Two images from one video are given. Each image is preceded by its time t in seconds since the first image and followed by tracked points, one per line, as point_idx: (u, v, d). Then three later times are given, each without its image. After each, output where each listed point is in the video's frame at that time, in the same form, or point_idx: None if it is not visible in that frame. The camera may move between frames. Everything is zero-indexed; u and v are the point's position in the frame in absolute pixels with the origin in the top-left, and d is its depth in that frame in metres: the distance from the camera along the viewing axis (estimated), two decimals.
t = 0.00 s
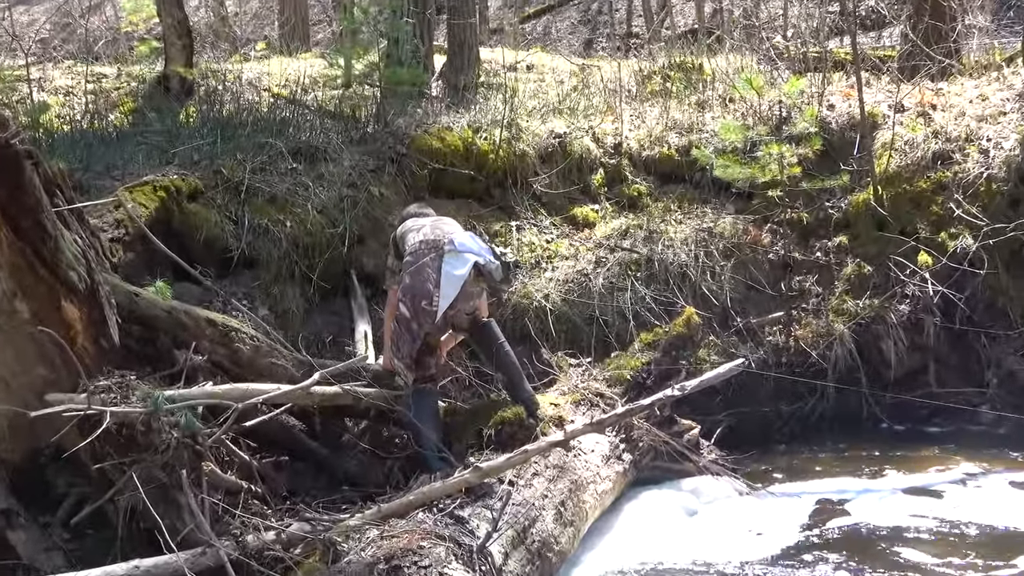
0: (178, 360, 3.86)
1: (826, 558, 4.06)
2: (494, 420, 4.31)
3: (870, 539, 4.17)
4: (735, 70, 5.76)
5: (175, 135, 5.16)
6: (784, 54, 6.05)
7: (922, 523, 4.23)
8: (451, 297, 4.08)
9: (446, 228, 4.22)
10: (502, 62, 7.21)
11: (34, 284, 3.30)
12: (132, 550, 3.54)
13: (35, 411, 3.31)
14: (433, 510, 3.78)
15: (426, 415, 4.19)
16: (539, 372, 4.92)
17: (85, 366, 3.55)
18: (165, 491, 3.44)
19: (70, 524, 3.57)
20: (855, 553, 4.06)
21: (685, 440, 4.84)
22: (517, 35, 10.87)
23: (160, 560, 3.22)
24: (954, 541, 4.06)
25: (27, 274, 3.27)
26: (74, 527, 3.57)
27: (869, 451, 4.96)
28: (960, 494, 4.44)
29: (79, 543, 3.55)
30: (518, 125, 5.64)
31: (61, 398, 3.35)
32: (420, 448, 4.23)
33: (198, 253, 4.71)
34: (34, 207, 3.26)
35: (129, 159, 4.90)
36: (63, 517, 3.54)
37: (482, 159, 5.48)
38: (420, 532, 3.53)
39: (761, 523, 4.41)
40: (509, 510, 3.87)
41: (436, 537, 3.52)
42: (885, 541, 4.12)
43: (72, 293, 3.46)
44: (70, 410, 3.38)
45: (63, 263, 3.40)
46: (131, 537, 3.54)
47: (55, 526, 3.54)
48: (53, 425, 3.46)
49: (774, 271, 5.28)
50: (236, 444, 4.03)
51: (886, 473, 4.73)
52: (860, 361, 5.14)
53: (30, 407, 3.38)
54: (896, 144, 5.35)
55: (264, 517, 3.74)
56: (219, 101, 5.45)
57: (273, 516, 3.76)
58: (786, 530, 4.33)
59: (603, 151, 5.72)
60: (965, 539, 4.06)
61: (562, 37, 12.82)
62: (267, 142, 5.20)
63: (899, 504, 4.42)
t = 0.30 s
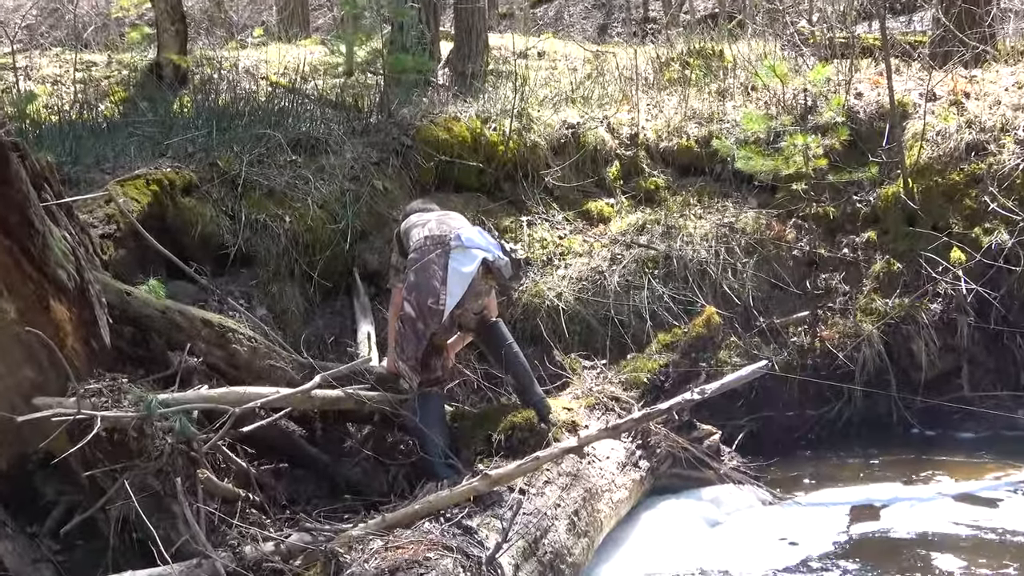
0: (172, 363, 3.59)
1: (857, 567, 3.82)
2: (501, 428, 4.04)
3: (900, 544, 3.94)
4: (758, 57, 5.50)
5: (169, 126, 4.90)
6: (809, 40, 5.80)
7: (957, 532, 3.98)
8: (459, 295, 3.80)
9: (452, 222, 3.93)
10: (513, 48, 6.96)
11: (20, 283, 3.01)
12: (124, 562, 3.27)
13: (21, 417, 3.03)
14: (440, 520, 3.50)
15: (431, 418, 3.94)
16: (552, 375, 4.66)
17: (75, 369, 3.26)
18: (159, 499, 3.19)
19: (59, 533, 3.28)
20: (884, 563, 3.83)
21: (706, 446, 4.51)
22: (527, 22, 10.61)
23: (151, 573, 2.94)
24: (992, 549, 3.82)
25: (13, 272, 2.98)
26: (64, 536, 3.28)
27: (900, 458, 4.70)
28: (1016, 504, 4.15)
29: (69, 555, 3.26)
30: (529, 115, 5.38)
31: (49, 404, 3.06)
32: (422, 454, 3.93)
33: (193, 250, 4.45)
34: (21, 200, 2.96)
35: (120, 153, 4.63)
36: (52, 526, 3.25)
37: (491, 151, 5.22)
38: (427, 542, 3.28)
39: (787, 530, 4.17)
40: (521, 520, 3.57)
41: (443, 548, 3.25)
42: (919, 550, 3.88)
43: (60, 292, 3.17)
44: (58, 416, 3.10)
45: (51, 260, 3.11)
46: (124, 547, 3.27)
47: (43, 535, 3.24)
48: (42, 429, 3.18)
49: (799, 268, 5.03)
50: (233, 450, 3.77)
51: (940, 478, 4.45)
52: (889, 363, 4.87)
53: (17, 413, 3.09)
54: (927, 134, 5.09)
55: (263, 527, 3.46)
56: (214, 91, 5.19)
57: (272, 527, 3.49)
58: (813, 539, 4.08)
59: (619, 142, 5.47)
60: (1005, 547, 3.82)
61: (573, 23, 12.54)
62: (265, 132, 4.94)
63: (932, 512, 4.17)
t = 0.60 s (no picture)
0: (169, 360, 3.39)
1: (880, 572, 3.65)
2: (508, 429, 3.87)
3: (923, 546, 3.80)
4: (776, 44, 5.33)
5: (165, 113, 4.71)
6: (828, 27, 5.62)
7: (981, 537, 3.82)
8: (463, 288, 3.63)
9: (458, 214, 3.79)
10: (522, 34, 6.77)
11: (11, 275, 2.85)
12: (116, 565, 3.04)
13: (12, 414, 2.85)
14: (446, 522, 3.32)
15: (439, 417, 3.79)
16: (562, 373, 4.48)
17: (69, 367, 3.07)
18: (154, 501, 3.02)
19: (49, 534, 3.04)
20: (906, 568, 3.66)
21: (721, 447, 4.31)
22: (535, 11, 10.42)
23: None
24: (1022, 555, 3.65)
25: (3, 263, 2.82)
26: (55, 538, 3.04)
27: (923, 459, 4.51)
28: None
29: (61, 557, 3.03)
30: (538, 104, 5.20)
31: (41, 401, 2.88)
32: (427, 454, 3.73)
33: (191, 241, 4.28)
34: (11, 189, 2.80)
35: (116, 141, 4.45)
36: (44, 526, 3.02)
37: (499, 141, 5.05)
38: (431, 545, 3.11)
39: (807, 531, 4.01)
40: (529, 522, 3.40)
41: (449, 552, 3.10)
42: (941, 552, 3.74)
43: (54, 286, 2.98)
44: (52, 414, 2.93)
45: (44, 252, 2.93)
46: (117, 550, 3.05)
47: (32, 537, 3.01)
48: (33, 427, 2.99)
49: (818, 262, 4.85)
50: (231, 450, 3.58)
51: (986, 480, 4.25)
52: (912, 362, 4.69)
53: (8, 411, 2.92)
54: (952, 124, 4.91)
55: (263, 529, 3.32)
56: (213, 78, 5.01)
57: (271, 530, 3.30)
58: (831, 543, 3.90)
59: (632, 132, 5.29)
60: None
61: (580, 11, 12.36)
62: (265, 121, 4.76)
63: (955, 516, 3.99)
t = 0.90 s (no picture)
0: (163, 353, 3.21)
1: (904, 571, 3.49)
2: (513, 426, 3.70)
3: (950, 543, 3.65)
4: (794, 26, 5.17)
5: (159, 97, 4.53)
6: (848, 10, 5.47)
7: (1012, 535, 3.67)
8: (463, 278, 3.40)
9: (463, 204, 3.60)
10: (529, 18, 6.61)
11: None
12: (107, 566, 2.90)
13: None
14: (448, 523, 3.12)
15: (443, 414, 3.60)
16: (571, 368, 4.30)
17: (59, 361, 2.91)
18: (148, 499, 2.86)
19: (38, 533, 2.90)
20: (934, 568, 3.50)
21: (737, 445, 4.09)
22: None
23: None
24: None
25: None
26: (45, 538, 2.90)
27: (947, 457, 4.34)
28: None
29: (52, 557, 2.89)
30: (547, 88, 5.02)
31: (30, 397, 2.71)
32: (431, 452, 3.53)
33: (187, 230, 4.10)
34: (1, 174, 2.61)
35: (107, 125, 4.27)
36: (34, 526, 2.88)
37: (507, 127, 4.88)
38: (435, 546, 2.94)
39: (826, 529, 3.83)
40: (535, 522, 3.22)
41: (454, 553, 2.92)
42: (968, 551, 3.59)
43: (44, 277, 2.81)
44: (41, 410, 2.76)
45: (34, 240, 2.75)
46: (110, 550, 2.90)
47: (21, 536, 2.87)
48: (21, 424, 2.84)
49: (836, 253, 4.69)
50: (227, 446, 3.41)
51: None
52: (934, 357, 4.52)
53: None
54: (976, 110, 4.76)
55: (260, 529, 3.14)
56: (208, 61, 4.82)
57: (268, 530, 3.12)
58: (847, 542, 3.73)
59: (645, 118, 5.15)
60: None
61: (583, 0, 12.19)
62: (262, 106, 4.58)
63: (980, 516, 3.82)
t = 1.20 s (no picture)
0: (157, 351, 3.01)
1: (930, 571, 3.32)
2: (523, 422, 3.51)
3: (982, 542, 3.49)
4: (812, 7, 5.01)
5: (152, 83, 4.36)
6: None
7: None
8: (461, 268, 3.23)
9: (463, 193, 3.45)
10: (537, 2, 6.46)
11: None
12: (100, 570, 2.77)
13: None
14: (454, 524, 2.94)
15: (450, 410, 3.38)
16: (581, 363, 4.14)
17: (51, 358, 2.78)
18: (143, 500, 2.69)
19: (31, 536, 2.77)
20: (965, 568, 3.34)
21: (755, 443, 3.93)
22: None
23: None
24: None
25: None
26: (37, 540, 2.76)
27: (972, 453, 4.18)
28: None
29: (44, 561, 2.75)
30: (554, 73, 4.86)
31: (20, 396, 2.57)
32: (433, 451, 3.35)
33: (181, 221, 3.93)
34: None
35: (99, 113, 4.11)
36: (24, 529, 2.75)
37: (514, 113, 4.71)
38: (440, 547, 2.75)
39: (851, 530, 3.66)
40: (545, 523, 3.03)
41: (458, 555, 2.74)
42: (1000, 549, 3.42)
43: (33, 269, 2.70)
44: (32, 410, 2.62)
45: (23, 231, 2.64)
46: (104, 552, 2.75)
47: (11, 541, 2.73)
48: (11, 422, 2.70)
49: (855, 242, 4.53)
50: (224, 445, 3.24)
51: None
52: (957, 351, 4.36)
53: None
54: (1002, 93, 4.59)
55: (259, 531, 2.97)
56: (204, 46, 4.66)
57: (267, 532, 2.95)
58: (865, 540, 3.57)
59: (657, 103, 5.01)
60: None
61: None
62: (260, 92, 4.40)
63: (1007, 515, 3.64)
